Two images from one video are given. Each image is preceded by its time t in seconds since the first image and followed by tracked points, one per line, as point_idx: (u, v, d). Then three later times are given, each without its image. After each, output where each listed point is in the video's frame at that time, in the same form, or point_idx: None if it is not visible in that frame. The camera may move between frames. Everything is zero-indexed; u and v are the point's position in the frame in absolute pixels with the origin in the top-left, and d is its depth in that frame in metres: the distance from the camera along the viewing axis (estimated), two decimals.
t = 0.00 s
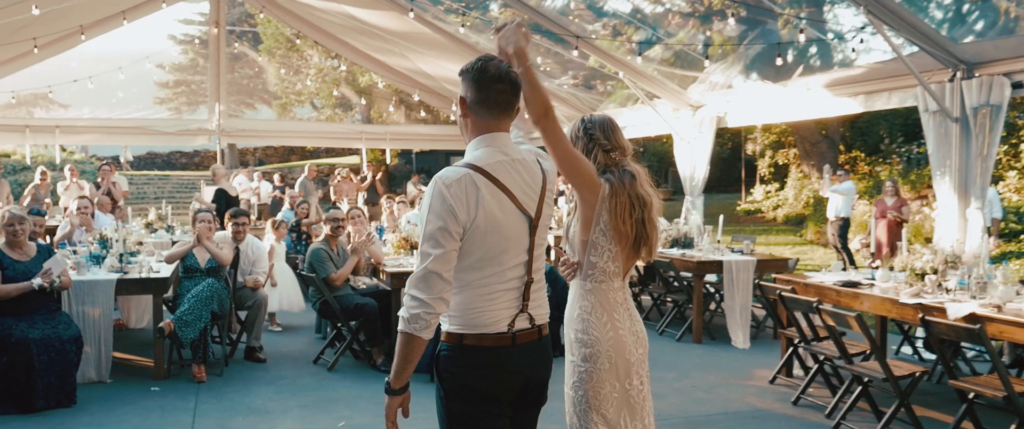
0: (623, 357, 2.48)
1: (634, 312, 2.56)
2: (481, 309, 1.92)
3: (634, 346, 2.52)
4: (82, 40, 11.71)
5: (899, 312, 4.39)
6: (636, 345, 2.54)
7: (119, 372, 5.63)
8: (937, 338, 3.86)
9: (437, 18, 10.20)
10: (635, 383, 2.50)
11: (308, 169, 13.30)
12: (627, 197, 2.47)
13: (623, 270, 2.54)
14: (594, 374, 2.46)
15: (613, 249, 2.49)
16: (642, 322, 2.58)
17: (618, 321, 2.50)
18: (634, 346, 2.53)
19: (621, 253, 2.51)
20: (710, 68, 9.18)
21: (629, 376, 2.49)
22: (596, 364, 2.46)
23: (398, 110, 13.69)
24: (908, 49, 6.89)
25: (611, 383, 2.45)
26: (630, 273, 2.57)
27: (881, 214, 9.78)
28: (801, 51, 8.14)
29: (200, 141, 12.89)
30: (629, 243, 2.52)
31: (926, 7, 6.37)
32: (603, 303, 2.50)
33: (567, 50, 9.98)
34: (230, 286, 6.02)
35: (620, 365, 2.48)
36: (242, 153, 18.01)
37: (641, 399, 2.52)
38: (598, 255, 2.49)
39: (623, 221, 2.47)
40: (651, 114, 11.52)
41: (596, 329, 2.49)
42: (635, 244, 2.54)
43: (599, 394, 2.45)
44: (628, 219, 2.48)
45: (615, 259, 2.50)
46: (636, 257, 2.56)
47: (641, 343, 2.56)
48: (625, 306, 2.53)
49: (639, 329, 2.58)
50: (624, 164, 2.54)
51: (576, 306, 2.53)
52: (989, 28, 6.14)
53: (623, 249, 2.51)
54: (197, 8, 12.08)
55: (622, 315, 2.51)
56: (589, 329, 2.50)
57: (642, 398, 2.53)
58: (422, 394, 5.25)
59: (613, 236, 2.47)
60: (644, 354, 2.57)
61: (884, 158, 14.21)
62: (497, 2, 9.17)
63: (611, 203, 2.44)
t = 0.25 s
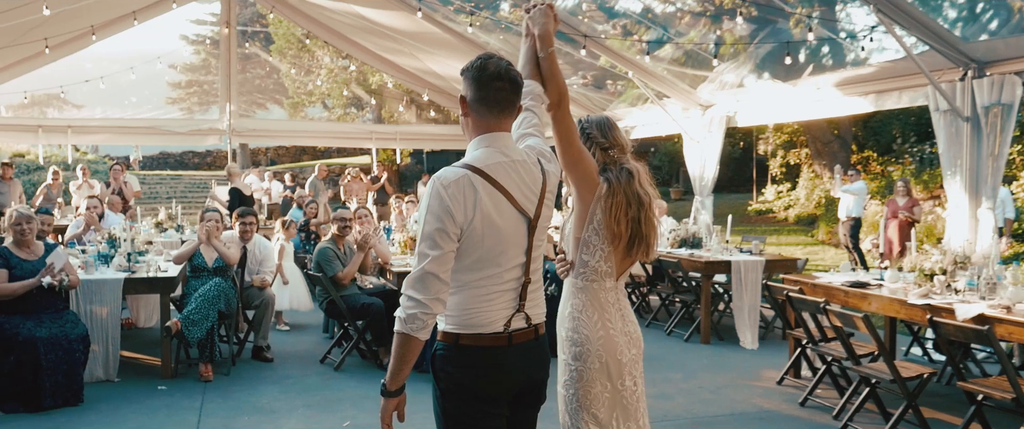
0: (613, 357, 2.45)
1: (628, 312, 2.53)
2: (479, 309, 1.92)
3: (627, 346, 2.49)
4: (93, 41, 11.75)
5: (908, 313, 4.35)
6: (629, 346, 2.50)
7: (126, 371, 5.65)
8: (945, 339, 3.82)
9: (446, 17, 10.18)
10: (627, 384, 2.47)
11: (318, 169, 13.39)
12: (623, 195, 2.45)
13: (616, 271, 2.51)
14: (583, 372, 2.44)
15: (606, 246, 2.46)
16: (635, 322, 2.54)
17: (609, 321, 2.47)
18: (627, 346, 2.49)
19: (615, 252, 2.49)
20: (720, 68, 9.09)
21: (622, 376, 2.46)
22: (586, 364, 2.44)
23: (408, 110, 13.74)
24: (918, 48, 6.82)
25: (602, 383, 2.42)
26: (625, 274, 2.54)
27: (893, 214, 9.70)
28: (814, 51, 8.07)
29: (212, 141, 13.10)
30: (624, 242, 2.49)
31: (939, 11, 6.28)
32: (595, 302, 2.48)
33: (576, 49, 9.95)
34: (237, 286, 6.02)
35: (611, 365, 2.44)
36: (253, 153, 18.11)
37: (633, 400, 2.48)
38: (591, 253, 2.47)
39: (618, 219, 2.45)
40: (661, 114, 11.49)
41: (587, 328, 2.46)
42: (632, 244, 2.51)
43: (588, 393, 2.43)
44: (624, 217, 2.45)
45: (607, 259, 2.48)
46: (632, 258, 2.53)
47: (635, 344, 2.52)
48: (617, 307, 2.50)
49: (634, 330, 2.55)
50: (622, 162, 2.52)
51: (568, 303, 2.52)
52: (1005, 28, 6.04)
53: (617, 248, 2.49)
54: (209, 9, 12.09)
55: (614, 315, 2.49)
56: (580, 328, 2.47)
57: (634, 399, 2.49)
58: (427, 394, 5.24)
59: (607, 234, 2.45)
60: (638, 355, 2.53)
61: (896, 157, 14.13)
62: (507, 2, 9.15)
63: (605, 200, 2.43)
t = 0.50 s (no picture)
0: (605, 361, 2.43)
1: (622, 316, 2.52)
2: (471, 311, 1.95)
3: (619, 350, 2.47)
4: (104, 42, 11.86)
5: (915, 314, 4.31)
6: (621, 350, 2.49)
7: (134, 370, 5.68)
8: (953, 340, 3.79)
9: (455, 17, 10.16)
10: (619, 388, 2.45)
11: (329, 169, 13.42)
12: (623, 198, 2.42)
13: (612, 274, 2.49)
14: (575, 375, 2.42)
15: (603, 249, 2.44)
16: (629, 326, 2.52)
17: (603, 325, 2.45)
18: (619, 350, 2.48)
19: (612, 254, 2.47)
20: (732, 66, 8.97)
21: (614, 380, 2.44)
22: (576, 367, 2.42)
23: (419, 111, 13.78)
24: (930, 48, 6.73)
25: (593, 386, 2.41)
26: (621, 277, 2.52)
27: (904, 214, 9.63)
28: (827, 51, 7.98)
29: (222, 141, 13.18)
30: (621, 245, 2.47)
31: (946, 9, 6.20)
32: (588, 305, 2.45)
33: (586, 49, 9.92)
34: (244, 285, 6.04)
35: (603, 369, 2.42)
36: (266, 153, 18.21)
37: (625, 405, 2.46)
38: (587, 255, 2.45)
39: (617, 222, 2.42)
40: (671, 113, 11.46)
41: (580, 331, 2.44)
42: (629, 247, 2.49)
43: (579, 396, 2.41)
44: (623, 220, 2.43)
45: (602, 263, 2.46)
46: (628, 261, 2.51)
47: (628, 348, 2.51)
48: (610, 310, 2.48)
49: (627, 333, 2.53)
50: (623, 164, 2.49)
51: (562, 305, 2.49)
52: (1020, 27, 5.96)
53: (614, 251, 2.47)
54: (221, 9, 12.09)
55: (607, 318, 2.47)
56: (573, 331, 2.45)
57: (626, 403, 2.47)
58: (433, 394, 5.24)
59: (603, 236, 2.44)
60: (631, 358, 2.52)
61: (910, 157, 14.03)
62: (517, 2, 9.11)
63: (603, 203, 2.41)
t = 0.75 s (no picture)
0: (600, 364, 2.43)
1: (618, 318, 2.51)
2: (464, 313, 1.94)
3: (614, 353, 2.47)
4: (112, 42, 11.82)
5: (921, 315, 4.28)
6: (616, 352, 2.48)
7: (139, 370, 5.70)
8: (959, 342, 3.75)
9: (463, 17, 10.16)
10: (613, 390, 2.44)
11: (337, 169, 13.44)
12: (621, 200, 2.41)
13: (608, 277, 2.48)
14: (569, 377, 2.42)
15: (599, 251, 2.44)
16: (625, 329, 2.52)
17: (598, 327, 2.45)
18: (614, 352, 2.47)
19: (608, 256, 2.46)
20: (739, 66, 8.97)
21: (608, 383, 2.43)
22: (570, 369, 2.42)
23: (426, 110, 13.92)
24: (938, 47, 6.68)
25: (586, 389, 2.41)
26: (618, 279, 2.51)
27: (915, 215, 9.54)
28: (836, 51, 7.93)
29: (230, 141, 13.30)
30: (618, 248, 2.46)
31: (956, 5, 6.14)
32: (584, 307, 2.45)
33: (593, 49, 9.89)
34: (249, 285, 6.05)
35: (597, 371, 2.42)
36: (276, 153, 18.33)
37: (619, 407, 2.46)
38: (583, 256, 2.45)
39: (613, 225, 2.41)
40: (679, 113, 11.43)
41: (574, 333, 2.44)
42: (626, 249, 2.48)
43: (572, 398, 2.41)
44: (620, 223, 2.41)
45: (599, 265, 2.45)
46: (625, 263, 2.50)
47: (623, 350, 2.50)
48: (607, 312, 2.48)
49: (623, 335, 2.53)
50: (622, 165, 2.47)
51: (558, 306, 2.49)
52: None
53: (610, 253, 2.46)
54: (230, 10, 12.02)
55: (602, 321, 2.46)
56: (568, 333, 2.45)
57: (620, 405, 2.47)
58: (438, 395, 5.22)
59: (599, 239, 2.43)
60: (626, 360, 2.52)
61: (921, 156, 13.96)
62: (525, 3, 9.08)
63: (601, 205, 2.40)
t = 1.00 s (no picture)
0: (595, 365, 2.42)
1: (615, 318, 2.50)
2: (457, 316, 1.93)
3: (610, 354, 2.46)
4: (122, 43, 11.87)
5: (928, 317, 4.25)
6: (613, 353, 2.48)
7: (145, 370, 5.72)
8: (966, 344, 3.72)
9: (470, 17, 10.16)
10: (609, 391, 2.44)
11: (345, 169, 13.47)
12: (616, 200, 2.41)
13: (604, 277, 2.49)
14: (565, 378, 2.42)
15: (595, 251, 2.45)
16: (621, 330, 2.52)
17: (594, 328, 2.45)
18: (610, 353, 2.47)
19: (603, 256, 2.47)
20: (748, 66, 8.94)
21: (603, 384, 2.43)
22: (566, 370, 2.42)
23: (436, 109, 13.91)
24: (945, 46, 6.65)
25: (581, 390, 2.40)
26: (614, 280, 2.51)
27: (924, 215, 9.23)
28: (845, 51, 7.88)
29: (240, 141, 13.43)
30: (613, 248, 2.46)
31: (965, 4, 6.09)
32: (580, 307, 2.46)
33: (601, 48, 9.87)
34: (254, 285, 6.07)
35: (593, 372, 2.42)
36: (287, 153, 18.42)
37: (614, 408, 2.45)
38: (579, 256, 2.45)
39: (609, 225, 2.42)
40: (687, 113, 11.40)
41: (570, 334, 2.44)
42: (621, 249, 2.48)
43: (568, 399, 2.40)
44: (614, 222, 2.42)
45: (596, 264, 2.46)
46: (621, 263, 2.50)
47: (619, 350, 2.50)
48: (603, 313, 2.48)
49: (619, 337, 2.52)
50: (617, 165, 2.47)
51: (554, 307, 2.49)
52: None
53: (606, 253, 2.47)
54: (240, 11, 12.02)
55: (599, 321, 2.46)
56: (563, 333, 2.45)
57: (616, 406, 2.46)
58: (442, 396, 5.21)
59: (595, 239, 2.43)
60: (622, 362, 2.51)
61: (932, 156, 13.88)
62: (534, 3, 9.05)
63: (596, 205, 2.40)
